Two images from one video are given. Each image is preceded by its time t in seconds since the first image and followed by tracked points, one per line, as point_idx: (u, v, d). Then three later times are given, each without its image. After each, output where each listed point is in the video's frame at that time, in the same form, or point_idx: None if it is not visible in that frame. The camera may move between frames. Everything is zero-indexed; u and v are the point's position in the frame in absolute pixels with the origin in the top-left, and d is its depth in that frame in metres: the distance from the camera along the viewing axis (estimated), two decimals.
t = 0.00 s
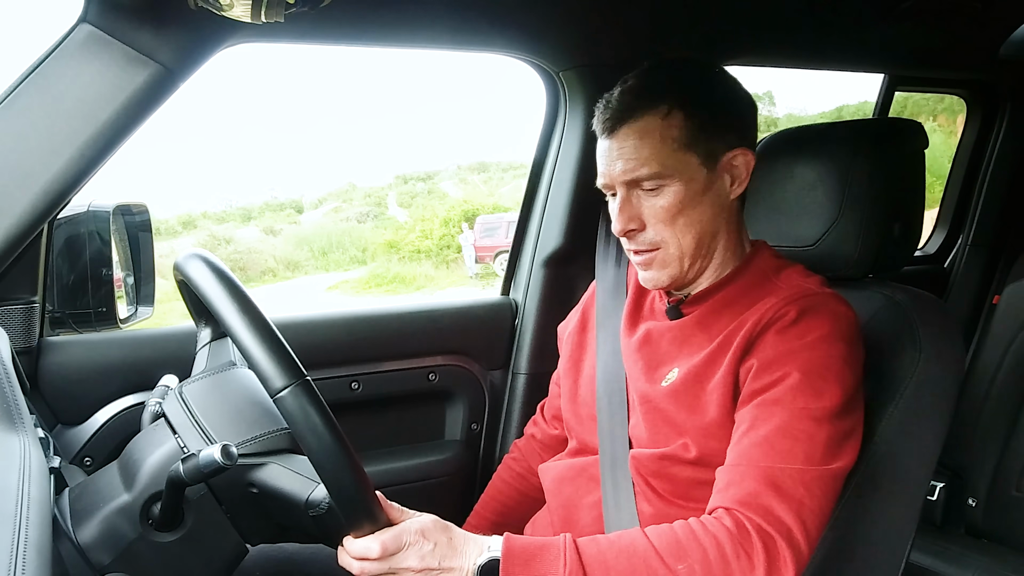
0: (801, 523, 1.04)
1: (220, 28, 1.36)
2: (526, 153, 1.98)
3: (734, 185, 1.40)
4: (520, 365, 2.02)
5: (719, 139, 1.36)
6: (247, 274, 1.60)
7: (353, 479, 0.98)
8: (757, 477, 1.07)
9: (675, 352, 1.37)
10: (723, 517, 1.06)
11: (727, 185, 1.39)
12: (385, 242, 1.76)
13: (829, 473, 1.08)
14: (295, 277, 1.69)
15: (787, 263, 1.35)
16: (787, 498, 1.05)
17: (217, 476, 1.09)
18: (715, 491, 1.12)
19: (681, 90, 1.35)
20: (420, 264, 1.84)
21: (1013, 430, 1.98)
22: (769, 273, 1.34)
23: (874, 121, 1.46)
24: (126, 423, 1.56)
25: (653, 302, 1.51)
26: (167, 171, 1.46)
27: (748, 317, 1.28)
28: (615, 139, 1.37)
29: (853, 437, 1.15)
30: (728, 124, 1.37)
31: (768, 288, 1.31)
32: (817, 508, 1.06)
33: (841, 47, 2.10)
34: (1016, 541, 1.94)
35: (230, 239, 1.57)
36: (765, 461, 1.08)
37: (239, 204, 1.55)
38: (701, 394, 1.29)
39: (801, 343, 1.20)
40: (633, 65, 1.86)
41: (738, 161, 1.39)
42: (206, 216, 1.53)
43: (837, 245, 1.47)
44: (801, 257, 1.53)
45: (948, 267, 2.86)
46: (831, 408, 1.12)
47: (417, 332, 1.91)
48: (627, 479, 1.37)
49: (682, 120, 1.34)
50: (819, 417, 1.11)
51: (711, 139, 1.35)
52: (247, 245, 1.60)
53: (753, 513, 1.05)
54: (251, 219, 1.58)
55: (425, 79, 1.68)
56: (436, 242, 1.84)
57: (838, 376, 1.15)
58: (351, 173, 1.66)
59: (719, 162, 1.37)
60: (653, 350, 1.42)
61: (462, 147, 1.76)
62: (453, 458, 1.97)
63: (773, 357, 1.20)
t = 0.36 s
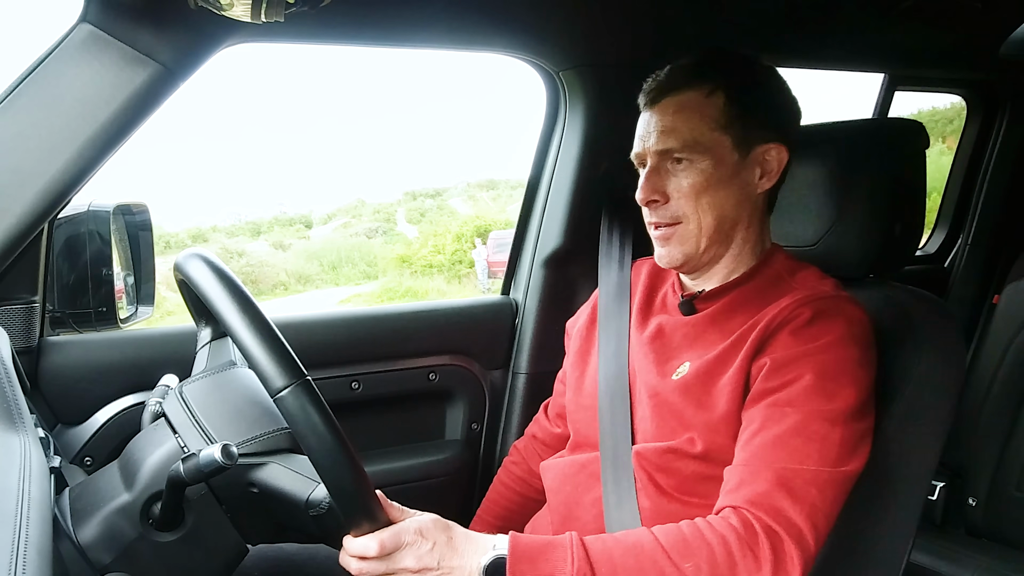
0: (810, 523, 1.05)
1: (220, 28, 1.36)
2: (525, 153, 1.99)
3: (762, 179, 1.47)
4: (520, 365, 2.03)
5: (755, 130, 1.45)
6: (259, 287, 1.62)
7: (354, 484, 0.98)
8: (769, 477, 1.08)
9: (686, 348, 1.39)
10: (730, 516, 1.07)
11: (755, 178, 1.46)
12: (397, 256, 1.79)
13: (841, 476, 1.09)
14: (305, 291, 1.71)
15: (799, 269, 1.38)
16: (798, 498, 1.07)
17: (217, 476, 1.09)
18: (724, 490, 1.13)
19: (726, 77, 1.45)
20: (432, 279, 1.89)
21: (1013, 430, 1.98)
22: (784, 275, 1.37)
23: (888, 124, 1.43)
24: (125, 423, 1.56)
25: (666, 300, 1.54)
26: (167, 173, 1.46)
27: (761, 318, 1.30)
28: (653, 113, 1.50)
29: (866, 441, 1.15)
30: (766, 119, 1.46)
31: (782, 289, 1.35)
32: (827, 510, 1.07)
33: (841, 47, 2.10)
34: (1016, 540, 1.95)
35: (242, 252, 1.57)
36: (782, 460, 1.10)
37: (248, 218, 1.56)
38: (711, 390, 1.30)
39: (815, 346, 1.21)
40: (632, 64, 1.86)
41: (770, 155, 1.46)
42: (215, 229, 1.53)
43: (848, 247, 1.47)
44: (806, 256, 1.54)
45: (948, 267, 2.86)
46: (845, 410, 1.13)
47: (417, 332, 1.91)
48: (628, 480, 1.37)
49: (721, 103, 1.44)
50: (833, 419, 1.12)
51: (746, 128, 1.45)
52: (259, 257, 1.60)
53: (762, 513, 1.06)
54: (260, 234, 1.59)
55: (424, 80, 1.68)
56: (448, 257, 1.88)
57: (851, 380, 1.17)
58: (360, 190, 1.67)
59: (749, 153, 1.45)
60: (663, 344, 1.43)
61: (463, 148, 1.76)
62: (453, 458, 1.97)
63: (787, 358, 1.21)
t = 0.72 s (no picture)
0: (809, 517, 1.07)
1: (220, 28, 1.36)
2: (526, 154, 1.99)
3: (790, 181, 1.50)
4: (520, 366, 2.03)
5: (790, 132, 1.49)
6: (269, 288, 1.64)
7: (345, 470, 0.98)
8: (770, 469, 1.11)
9: (699, 341, 1.41)
10: (729, 507, 1.09)
11: (784, 179, 1.49)
12: (409, 258, 1.82)
13: (843, 471, 1.11)
14: (316, 291, 1.73)
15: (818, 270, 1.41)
16: (799, 492, 1.09)
17: (217, 476, 1.09)
18: (726, 482, 1.15)
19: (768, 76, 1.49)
20: (444, 281, 1.92)
21: (1014, 430, 1.98)
22: (798, 277, 1.40)
23: (896, 130, 1.46)
24: (126, 423, 1.56)
25: (681, 297, 1.55)
26: (169, 174, 1.46)
27: (773, 317, 1.33)
28: (691, 104, 1.56)
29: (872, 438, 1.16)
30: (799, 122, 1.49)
31: (797, 289, 1.38)
32: (827, 505, 1.09)
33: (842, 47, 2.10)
34: (1017, 540, 1.95)
35: (254, 253, 1.59)
36: (784, 453, 1.12)
37: (257, 218, 1.57)
38: (723, 385, 1.32)
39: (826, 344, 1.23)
40: (632, 65, 1.86)
41: (801, 159, 1.49)
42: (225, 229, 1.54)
43: (852, 249, 1.49)
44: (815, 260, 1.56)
45: (949, 266, 2.85)
46: (852, 406, 1.15)
47: (417, 331, 1.91)
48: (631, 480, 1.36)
49: (759, 101, 1.49)
50: (839, 414, 1.14)
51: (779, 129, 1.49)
52: (270, 258, 1.62)
53: (762, 505, 1.08)
54: (270, 234, 1.60)
55: (424, 80, 1.68)
56: (460, 259, 1.92)
57: (859, 377, 1.18)
58: (369, 192, 1.69)
59: (781, 153, 1.49)
60: (677, 337, 1.45)
61: (463, 148, 1.76)
62: (454, 458, 1.97)
63: (796, 355, 1.24)
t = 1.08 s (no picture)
0: (769, 417, 0.99)
1: (220, 28, 1.36)
2: (525, 154, 1.99)
3: (794, 183, 1.51)
4: (520, 366, 2.03)
5: (795, 134, 1.49)
6: (279, 292, 1.65)
7: (351, 475, 1.02)
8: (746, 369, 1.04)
9: (705, 339, 1.41)
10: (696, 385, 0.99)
11: (789, 181, 1.51)
12: (418, 264, 1.84)
13: (818, 404, 1.05)
14: (324, 295, 1.74)
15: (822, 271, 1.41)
16: (769, 395, 1.01)
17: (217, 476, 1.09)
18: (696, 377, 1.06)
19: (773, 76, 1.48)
20: (453, 286, 1.96)
21: (1013, 429, 1.98)
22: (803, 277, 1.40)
23: (899, 134, 1.46)
24: (126, 423, 1.56)
25: (687, 297, 1.55)
26: (169, 175, 1.46)
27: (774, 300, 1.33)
28: (695, 106, 1.57)
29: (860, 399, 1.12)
30: (803, 124, 1.50)
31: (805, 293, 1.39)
32: (792, 421, 1.01)
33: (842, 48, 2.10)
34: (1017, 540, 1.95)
35: (263, 257, 1.60)
36: (763, 367, 1.07)
37: (265, 224, 1.58)
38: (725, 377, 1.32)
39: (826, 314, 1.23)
40: (632, 65, 1.86)
41: (805, 161, 1.50)
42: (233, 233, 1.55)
43: (851, 251, 1.49)
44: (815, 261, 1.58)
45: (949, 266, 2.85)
46: (841, 358, 1.13)
47: (419, 332, 1.91)
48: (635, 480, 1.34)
49: (761, 104, 1.49)
50: (827, 358, 1.12)
51: (784, 131, 1.49)
52: (279, 262, 1.63)
53: (729, 389, 0.99)
54: (277, 239, 1.61)
55: (425, 81, 1.68)
56: (469, 264, 1.96)
57: (853, 342, 1.17)
58: (375, 198, 1.70)
59: (785, 155, 1.50)
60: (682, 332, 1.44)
61: (463, 149, 1.77)
62: (453, 458, 1.98)
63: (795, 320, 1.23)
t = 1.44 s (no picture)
0: (750, 390, 1.01)
1: (220, 28, 1.36)
2: (525, 154, 1.99)
3: (803, 187, 1.51)
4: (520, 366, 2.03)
5: (805, 139, 1.50)
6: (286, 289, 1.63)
7: (351, 477, 1.02)
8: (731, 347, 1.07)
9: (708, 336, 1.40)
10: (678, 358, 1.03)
11: (797, 185, 1.51)
12: (423, 264, 1.84)
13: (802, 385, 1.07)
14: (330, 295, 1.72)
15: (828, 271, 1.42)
16: (750, 369, 1.04)
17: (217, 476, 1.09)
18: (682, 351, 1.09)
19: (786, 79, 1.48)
20: (459, 286, 1.96)
21: (1013, 430, 1.98)
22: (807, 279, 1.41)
23: (896, 139, 1.51)
24: (126, 423, 1.56)
25: (691, 297, 1.55)
26: (169, 175, 1.46)
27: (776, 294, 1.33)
28: (707, 107, 1.56)
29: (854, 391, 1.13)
30: (813, 129, 1.50)
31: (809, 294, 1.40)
32: (773, 397, 1.03)
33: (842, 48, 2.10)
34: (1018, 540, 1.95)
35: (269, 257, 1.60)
36: (749, 344, 1.09)
37: (271, 223, 1.59)
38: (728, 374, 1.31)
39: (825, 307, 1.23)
40: (632, 65, 1.86)
41: (815, 165, 1.50)
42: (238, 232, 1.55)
43: (862, 252, 1.51)
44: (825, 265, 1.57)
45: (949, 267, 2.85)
46: (834, 346, 1.13)
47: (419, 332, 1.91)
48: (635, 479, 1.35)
49: (773, 108, 1.49)
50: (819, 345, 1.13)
51: (794, 136, 1.50)
52: (286, 261, 1.62)
53: (710, 363, 1.02)
54: (282, 238, 1.61)
55: (425, 81, 1.68)
56: (476, 263, 1.99)
57: (849, 332, 1.17)
58: (380, 198, 1.71)
59: (795, 159, 1.50)
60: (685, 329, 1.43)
61: (463, 149, 1.77)
62: (453, 458, 1.98)
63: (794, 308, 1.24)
